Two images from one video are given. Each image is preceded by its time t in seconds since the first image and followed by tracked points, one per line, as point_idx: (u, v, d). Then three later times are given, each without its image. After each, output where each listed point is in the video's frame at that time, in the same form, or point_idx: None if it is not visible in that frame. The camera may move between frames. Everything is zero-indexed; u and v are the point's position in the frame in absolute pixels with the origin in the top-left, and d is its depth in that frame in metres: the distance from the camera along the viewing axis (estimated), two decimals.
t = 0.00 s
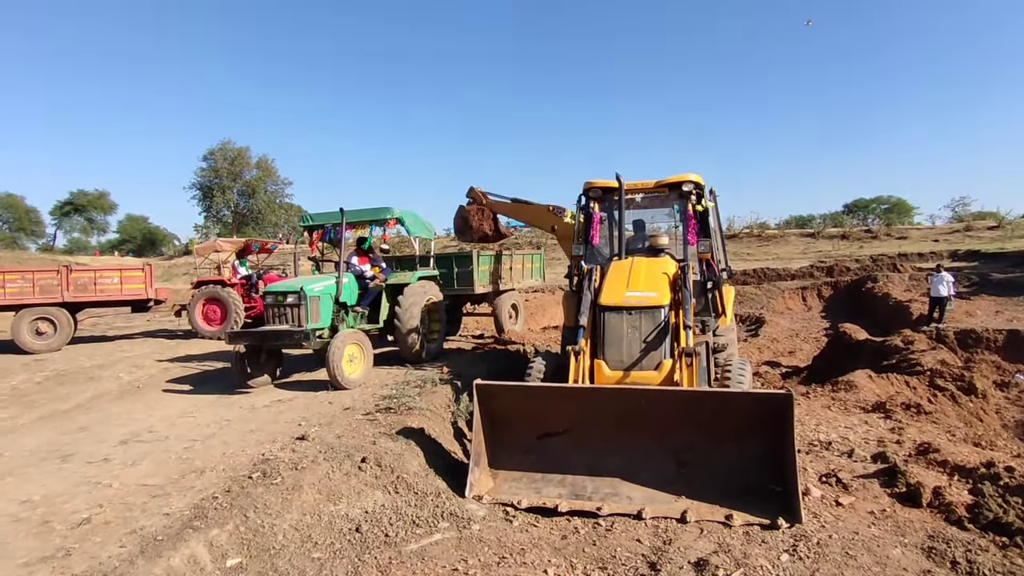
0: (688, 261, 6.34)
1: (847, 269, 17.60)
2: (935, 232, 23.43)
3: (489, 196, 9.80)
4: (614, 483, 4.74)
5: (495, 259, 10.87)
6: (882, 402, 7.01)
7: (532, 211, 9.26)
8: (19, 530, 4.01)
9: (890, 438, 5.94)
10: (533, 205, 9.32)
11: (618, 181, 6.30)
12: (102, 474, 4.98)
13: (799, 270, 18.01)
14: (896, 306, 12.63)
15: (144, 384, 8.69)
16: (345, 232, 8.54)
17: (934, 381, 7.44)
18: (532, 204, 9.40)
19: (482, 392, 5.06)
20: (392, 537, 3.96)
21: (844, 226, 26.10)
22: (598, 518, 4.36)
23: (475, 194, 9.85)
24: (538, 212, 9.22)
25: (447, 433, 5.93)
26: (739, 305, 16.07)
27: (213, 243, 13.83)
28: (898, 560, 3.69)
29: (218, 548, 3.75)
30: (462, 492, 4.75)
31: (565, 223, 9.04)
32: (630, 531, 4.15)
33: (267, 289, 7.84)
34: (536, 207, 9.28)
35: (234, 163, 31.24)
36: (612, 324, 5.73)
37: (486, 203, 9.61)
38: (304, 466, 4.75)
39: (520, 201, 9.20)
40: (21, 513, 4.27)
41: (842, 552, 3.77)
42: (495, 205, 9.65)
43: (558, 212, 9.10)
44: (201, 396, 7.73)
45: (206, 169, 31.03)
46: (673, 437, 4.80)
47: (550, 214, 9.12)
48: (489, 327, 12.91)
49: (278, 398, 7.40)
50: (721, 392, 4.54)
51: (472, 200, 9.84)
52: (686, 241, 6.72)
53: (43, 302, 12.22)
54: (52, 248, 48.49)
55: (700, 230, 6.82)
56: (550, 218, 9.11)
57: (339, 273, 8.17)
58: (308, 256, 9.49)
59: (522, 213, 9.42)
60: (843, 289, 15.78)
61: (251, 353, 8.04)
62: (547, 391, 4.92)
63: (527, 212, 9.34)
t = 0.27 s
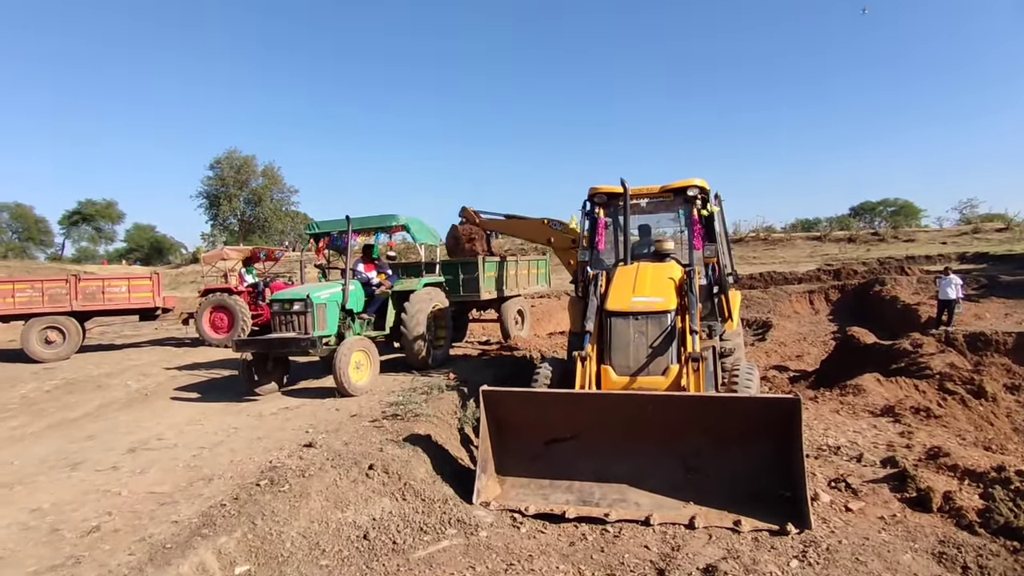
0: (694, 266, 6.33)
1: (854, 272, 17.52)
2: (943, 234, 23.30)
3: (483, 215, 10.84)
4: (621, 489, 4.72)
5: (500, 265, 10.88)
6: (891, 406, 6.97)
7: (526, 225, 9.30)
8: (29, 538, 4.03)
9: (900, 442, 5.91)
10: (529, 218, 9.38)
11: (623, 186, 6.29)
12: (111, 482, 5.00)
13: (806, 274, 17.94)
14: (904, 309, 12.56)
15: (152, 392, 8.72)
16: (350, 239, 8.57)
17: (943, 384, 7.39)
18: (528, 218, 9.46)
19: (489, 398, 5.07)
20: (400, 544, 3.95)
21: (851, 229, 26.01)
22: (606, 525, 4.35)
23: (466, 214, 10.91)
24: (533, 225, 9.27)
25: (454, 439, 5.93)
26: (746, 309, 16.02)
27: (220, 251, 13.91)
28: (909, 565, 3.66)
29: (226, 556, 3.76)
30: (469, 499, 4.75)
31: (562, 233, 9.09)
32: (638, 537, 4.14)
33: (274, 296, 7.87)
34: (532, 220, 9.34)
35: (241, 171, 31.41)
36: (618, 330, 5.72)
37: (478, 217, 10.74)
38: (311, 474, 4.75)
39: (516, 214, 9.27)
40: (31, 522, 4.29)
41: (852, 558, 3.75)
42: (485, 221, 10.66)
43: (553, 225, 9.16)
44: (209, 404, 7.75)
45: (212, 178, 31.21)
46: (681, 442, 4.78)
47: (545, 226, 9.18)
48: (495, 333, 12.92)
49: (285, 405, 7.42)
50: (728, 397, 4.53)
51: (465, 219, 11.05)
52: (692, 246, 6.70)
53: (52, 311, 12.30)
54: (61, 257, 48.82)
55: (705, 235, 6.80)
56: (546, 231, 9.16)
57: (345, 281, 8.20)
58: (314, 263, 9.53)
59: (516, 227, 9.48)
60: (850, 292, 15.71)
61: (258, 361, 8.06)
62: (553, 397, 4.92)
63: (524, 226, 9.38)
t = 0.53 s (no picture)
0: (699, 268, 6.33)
1: (861, 274, 17.43)
2: (950, 236, 23.17)
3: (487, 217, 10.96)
4: (629, 493, 4.72)
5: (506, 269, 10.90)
6: (900, 409, 6.94)
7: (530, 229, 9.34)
8: (40, 542, 4.06)
9: (908, 445, 5.88)
10: (534, 224, 9.43)
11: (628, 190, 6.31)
12: (120, 486, 5.03)
13: (813, 276, 17.87)
14: (912, 311, 12.50)
15: (160, 397, 8.77)
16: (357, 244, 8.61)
17: (952, 387, 7.35)
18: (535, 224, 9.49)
19: (495, 402, 5.07)
20: (408, 548, 3.96)
21: (858, 231, 25.91)
22: (613, 528, 4.34)
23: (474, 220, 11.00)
24: (538, 230, 9.31)
25: (461, 443, 5.93)
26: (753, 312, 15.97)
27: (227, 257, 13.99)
28: (919, 569, 3.64)
29: (235, 560, 3.78)
30: (476, 502, 4.75)
31: (566, 238, 9.11)
32: (645, 541, 4.13)
33: (280, 301, 7.91)
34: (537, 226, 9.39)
35: (247, 177, 31.59)
36: (624, 333, 5.72)
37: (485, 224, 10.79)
38: (319, 478, 4.77)
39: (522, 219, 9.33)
40: (42, 526, 4.32)
41: (861, 562, 3.73)
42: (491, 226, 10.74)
43: (558, 230, 9.17)
44: (217, 408, 7.79)
45: (220, 184, 31.39)
46: (688, 445, 4.77)
47: (550, 231, 9.22)
48: (501, 337, 12.93)
49: (292, 409, 7.45)
50: (734, 399, 4.52)
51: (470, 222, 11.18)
52: (697, 248, 6.71)
53: (61, 317, 12.38)
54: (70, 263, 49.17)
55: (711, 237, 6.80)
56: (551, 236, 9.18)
57: (351, 285, 8.23)
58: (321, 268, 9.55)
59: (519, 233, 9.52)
60: (857, 295, 15.64)
61: (266, 366, 8.09)
62: (560, 400, 4.92)
63: (528, 231, 9.41)
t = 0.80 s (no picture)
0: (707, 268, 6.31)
1: (870, 275, 17.34)
2: (960, 236, 23.00)
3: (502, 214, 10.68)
4: (636, 493, 4.70)
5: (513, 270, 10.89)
6: (910, 410, 6.89)
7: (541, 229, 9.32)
8: (50, 542, 4.08)
9: (919, 446, 5.83)
10: (547, 224, 9.42)
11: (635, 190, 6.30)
12: (129, 487, 5.06)
13: (821, 277, 17.79)
14: (922, 311, 12.42)
15: (169, 398, 8.82)
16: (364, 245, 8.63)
17: (963, 388, 7.29)
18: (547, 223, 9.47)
19: (502, 402, 5.07)
20: (414, 548, 3.96)
21: (866, 231, 25.78)
22: (620, 529, 4.33)
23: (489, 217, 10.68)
24: (550, 229, 9.29)
25: (468, 444, 5.93)
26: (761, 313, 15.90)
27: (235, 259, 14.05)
28: (929, 570, 3.62)
29: (242, 560, 3.79)
30: (483, 503, 4.75)
31: (578, 238, 9.10)
32: (653, 542, 4.12)
33: (288, 302, 7.92)
34: (549, 225, 9.37)
35: (255, 180, 31.75)
36: (631, 333, 5.70)
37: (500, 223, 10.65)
38: (326, 478, 4.78)
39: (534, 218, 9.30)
40: (51, 526, 4.35)
41: (871, 563, 3.70)
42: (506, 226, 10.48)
43: (570, 230, 9.19)
44: (225, 409, 7.82)
45: (228, 186, 31.54)
46: (696, 446, 4.75)
47: (562, 230, 9.20)
48: (508, 339, 12.93)
49: (299, 410, 7.47)
50: (742, 400, 4.50)
51: (483, 218, 11.02)
52: (705, 248, 6.69)
53: (71, 319, 12.47)
54: (80, 266, 49.54)
55: (718, 237, 6.78)
56: (562, 235, 9.17)
57: (359, 286, 8.24)
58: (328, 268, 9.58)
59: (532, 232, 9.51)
60: (866, 295, 15.55)
61: (273, 367, 8.12)
62: (567, 401, 4.91)
63: (540, 230, 9.41)
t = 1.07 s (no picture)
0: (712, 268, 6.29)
1: (877, 275, 17.26)
2: (968, 236, 22.86)
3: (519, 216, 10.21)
4: (641, 493, 4.70)
5: (518, 270, 10.88)
6: (917, 410, 6.86)
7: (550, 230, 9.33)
8: (58, 540, 4.11)
9: (926, 447, 5.81)
10: (557, 225, 9.44)
11: (640, 190, 6.29)
12: (137, 485, 5.09)
13: (828, 277, 17.72)
14: (929, 312, 12.35)
15: (176, 397, 8.86)
16: (370, 245, 8.66)
17: (970, 389, 7.25)
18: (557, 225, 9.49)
19: (507, 402, 5.08)
20: (419, 547, 3.98)
21: (873, 231, 25.66)
22: (625, 529, 4.33)
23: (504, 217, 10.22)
24: (560, 230, 9.30)
25: (473, 443, 5.94)
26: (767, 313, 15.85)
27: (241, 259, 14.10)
28: (935, 572, 3.61)
29: (249, 558, 3.81)
30: (488, 503, 4.75)
31: (586, 239, 9.11)
32: (657, 542, 4.11)
33: (294, 302, 7.95)
34: (558, 226, 9.37)
35: (261, 180, 31.85)
36: (636, 333, 5.70)
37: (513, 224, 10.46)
38: (332, 477, 4.80)
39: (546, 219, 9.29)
40: (60, 524, 4.38)
41: (877, 564, 3.69)
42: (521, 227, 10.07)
43: (578, 230, 9.20)
44: (231, 409, 7.85)
45: (234, 187, 31.65)
46: (700, 446, 4.75)
47: (571, 231, 9.21)
48: (513, 339, 12.94)
49: (305, 410, 7.49)
50: (747, 399, 4.49)
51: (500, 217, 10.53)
52: (710, 248, 6.67)
53: (79, 318, 12.54)
54: (88, 266, 49.80)
55: (724, 237, 6.77)
56: (571, 236, 9.17)
57: (365, 286, 8.27)
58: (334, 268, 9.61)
59: (541, 233, 9.51)
60: (873, 295, 15.47)
61: (279, 366, 8.15)
62: (571, 401, 4.92)
63: (550, 232, 9.42)
